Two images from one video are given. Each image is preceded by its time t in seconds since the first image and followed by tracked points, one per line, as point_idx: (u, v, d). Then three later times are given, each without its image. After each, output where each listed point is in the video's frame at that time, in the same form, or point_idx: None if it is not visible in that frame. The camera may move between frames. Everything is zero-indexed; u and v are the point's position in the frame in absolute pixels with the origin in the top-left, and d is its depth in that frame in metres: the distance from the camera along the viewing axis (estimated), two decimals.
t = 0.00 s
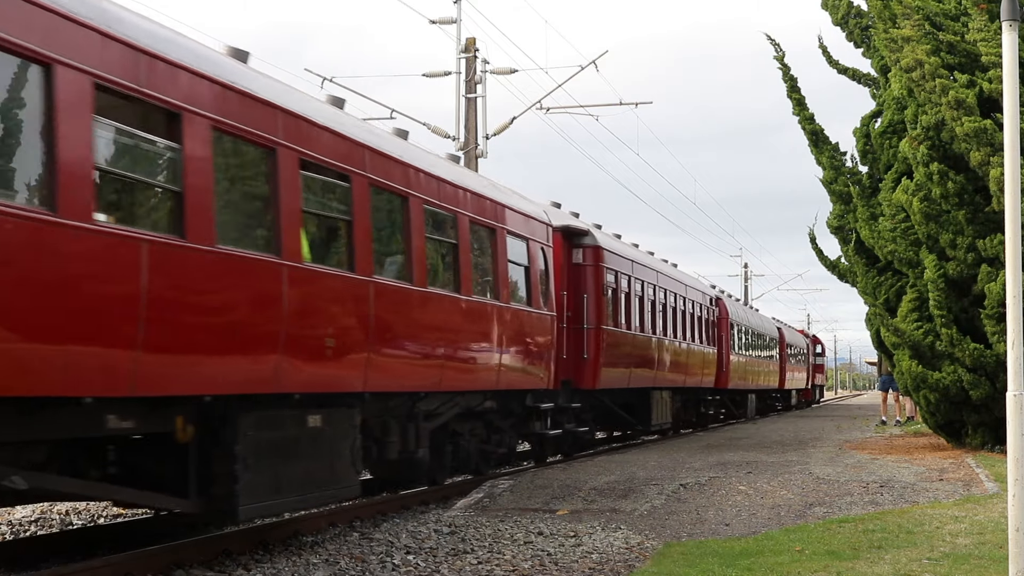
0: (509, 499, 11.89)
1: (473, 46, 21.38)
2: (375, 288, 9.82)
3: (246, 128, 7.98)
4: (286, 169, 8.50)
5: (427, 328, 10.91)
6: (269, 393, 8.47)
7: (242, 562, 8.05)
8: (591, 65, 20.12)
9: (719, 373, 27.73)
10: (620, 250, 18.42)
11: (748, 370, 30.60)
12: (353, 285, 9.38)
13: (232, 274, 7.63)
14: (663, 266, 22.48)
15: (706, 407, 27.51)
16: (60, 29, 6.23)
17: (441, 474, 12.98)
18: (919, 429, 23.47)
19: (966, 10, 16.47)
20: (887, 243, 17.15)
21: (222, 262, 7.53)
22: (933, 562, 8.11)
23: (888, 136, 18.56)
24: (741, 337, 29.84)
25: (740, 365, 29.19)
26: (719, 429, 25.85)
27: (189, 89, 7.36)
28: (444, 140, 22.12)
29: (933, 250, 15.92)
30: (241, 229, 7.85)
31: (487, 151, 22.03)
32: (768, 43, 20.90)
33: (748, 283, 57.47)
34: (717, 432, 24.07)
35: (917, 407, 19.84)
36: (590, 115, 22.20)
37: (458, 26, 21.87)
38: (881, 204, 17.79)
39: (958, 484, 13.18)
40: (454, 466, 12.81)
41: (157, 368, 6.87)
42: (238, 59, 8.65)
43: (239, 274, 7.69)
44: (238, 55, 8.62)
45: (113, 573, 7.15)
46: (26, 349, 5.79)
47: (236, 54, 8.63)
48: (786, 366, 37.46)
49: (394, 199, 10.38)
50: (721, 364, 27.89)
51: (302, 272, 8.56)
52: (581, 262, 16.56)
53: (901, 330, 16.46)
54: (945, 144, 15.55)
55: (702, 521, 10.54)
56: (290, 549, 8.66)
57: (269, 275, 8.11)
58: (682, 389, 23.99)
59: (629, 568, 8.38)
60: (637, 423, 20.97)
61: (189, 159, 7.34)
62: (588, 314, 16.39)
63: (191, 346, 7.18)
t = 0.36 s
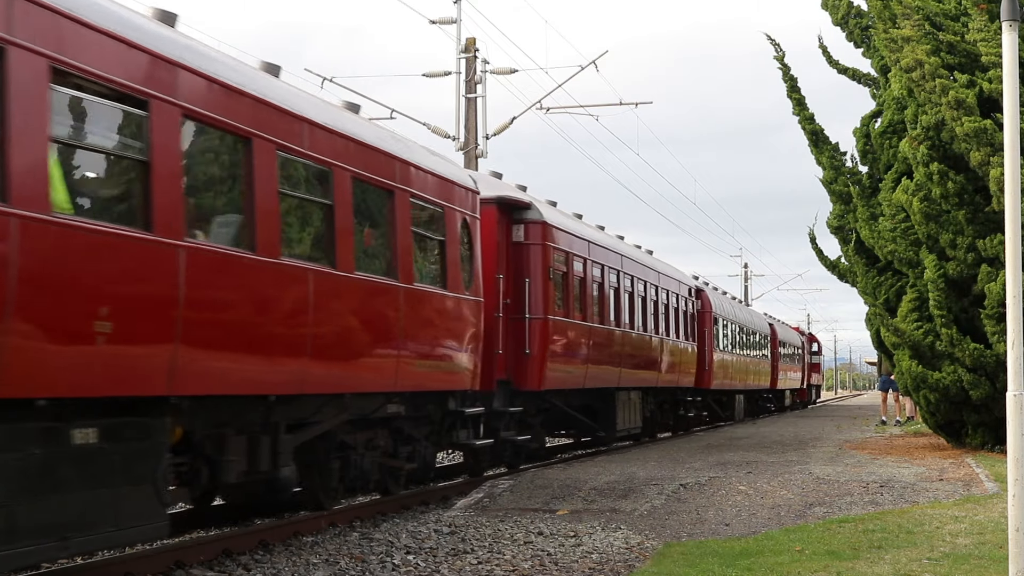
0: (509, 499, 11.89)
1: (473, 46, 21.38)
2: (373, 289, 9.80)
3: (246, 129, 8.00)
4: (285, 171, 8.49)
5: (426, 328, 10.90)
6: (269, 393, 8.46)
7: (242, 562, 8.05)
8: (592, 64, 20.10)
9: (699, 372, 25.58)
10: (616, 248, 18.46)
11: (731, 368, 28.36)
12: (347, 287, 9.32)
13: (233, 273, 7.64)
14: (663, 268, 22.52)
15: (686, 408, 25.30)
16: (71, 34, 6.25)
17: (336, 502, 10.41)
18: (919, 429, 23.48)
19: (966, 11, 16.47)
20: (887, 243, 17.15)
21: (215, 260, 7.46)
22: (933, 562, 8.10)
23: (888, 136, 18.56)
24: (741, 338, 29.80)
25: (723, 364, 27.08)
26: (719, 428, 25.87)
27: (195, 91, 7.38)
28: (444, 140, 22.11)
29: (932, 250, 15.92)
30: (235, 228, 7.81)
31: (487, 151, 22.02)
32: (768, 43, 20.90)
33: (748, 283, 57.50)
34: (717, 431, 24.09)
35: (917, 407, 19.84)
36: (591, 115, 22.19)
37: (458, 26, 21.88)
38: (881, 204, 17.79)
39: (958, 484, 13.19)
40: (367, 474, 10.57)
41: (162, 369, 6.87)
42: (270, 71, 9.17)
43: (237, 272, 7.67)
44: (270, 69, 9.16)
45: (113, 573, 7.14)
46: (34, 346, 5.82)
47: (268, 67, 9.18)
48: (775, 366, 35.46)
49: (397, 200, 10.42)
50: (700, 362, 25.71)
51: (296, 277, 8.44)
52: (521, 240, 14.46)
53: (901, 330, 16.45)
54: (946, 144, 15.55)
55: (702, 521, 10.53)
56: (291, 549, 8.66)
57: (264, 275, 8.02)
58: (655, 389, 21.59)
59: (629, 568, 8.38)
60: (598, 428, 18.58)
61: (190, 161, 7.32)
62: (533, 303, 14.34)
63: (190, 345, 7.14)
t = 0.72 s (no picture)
0: (509, 499, 11.89)
1: (473, 46, 21.38)
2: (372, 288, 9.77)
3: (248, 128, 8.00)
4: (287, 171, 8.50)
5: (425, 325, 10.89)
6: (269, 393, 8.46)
7: (242, 562, 8.05)
8: (591, 64, 20.11)
9: (676, 370, 23.51)
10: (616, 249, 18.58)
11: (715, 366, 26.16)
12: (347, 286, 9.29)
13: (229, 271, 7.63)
14: (661, 267, 22.55)
15: (663, 410, 23.07)
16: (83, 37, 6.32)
17: (152, 541, 7.79)
18: (919, 429, 23.49)
19: (966, 11, 16.47)
20: (887, 243, 17.15)
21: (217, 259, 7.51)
22: (933, 562, 8.11)
23: (888, 136, 18.56)
24: (742, 338, 29.77)
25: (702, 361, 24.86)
26: (719, 428, 25.89)
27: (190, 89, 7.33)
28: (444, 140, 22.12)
29: (932, 250, 15.92)
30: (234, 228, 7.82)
31: (487, 151, 22.02)
32: (768, 43, 20.91)
33: (749, 282, 57.51)
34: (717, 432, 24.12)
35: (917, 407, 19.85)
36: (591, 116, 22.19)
37: (458, 26, 21.88)
38: (881, 204, 17.79)
39: (958, 484, 13.19)
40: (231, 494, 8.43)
41: (157, 369, 6.89)
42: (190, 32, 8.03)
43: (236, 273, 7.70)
44: None
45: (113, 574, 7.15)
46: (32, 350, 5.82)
47: (187, 27, 8.02)
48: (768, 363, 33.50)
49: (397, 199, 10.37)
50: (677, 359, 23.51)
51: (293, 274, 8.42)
52: (436, 208, 11.76)
53: (901, 331, 16.46)
54: (946, 144, 15.55)
55: (702, 521, 10.54)
56: (291, 549, 8.66)
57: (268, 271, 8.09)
58: (620, 389, 19.18)
59: (629, 568, 8.38)
60: (545, 437, 16.22)
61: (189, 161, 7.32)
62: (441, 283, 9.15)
63: (188, 345, 7.16)
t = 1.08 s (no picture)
0: (509, 499, 11.89)
1: (473, 46, 21.38)
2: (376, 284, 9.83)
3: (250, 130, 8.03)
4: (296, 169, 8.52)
5: (426, 322, 10.91)
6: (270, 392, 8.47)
7: (242, 561, 8.05)
8: (591, 64, 20.16)
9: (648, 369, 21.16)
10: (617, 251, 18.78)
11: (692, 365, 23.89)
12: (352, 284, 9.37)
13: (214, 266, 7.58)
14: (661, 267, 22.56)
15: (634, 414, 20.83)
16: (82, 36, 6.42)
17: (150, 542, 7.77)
18: (919, 429, 23.49)
19: (966, 11, 16.47)
20: (887, 243, 17.14)
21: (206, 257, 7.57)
22: (934, 562, 8.10)
23: (888, 136, 18.57)
24: (741, 338, 29.78)
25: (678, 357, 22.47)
26: (719, 429, 25.91)
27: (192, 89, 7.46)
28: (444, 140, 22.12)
29: (933, 250, 15.92)
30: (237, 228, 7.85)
31: (487, 151, 22.02)
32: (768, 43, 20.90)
33: (749, 282, 57.54)
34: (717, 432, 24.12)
35: (917, 407, 19.84)
36: (590, 115, 22.21)
37: (458, 26, 21.87)
38: (881, 204, 17.79)
39: (958, 484, 13.19)
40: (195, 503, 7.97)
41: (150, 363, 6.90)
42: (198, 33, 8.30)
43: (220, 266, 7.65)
44: None
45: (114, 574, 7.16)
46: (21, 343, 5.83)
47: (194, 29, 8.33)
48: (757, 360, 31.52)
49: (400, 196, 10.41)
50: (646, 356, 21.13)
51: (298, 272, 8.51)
52: (303, 158, 8.99)
53: (901, 330, 16.46)
54: (945, 144, 15.55)
55: (702, 521, 10.54)
56: (291, 549, 8.66)
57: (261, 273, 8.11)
58: (606, 390, 18.40)
59: (629, 568, 8.38)
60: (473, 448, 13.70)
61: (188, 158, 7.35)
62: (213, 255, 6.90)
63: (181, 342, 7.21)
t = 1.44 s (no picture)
0: (509, 499, 11.89)
1: (473, 46, 21.38)
2: (372, 284, 9.82)
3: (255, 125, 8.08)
4: (295, 167, 8.61)
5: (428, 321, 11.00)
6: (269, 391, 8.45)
7: (242, 562, 8.05)
8: (591, 65, 20.16)
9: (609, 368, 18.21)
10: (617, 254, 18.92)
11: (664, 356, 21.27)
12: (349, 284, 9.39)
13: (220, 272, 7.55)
14: (660, 268, 22.56)
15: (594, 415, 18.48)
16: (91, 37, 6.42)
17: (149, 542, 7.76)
18: (919, 429, 23.48)
19: (966, 11, 16.46)
20: (887, 243, 17.14)
21: (222, 261, 7.59)
22: (933, 562, 8.10)
23: (888, 136, 18.57)
24: (741, 338, 29.78)
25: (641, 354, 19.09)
26: (720, 429, 25.92)
27: (201, 88, 7.44)
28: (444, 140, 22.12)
29: (933, 250, 15.93)
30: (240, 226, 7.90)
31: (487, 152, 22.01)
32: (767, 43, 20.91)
33: (749, 283, 57.55)
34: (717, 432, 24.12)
35: (917, 407, 19.83)
36: (590, 116, 22.21)
37: (458, 26, 21.86)
38: (881, 204, 17.79)
39: (958, 484, 13.18)
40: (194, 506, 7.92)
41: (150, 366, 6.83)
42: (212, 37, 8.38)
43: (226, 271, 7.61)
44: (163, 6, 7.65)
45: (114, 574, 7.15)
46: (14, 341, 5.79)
47: (263, 57, 9.07)
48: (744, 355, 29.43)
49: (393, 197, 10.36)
50: (607, 352, 18.25)
51: (296, 272, 8.53)
52: (55, 66, 6.36)
53: (901, 330, 16.46)
54: (945, 144, 15.55)
55: (702, 521, 10.54)
56: (290, 549, 8.66)
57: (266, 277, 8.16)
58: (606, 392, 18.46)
59: (629, 568, 8.38)
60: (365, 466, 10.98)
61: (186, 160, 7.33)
62: None
63: (183, 345, 7.16)
